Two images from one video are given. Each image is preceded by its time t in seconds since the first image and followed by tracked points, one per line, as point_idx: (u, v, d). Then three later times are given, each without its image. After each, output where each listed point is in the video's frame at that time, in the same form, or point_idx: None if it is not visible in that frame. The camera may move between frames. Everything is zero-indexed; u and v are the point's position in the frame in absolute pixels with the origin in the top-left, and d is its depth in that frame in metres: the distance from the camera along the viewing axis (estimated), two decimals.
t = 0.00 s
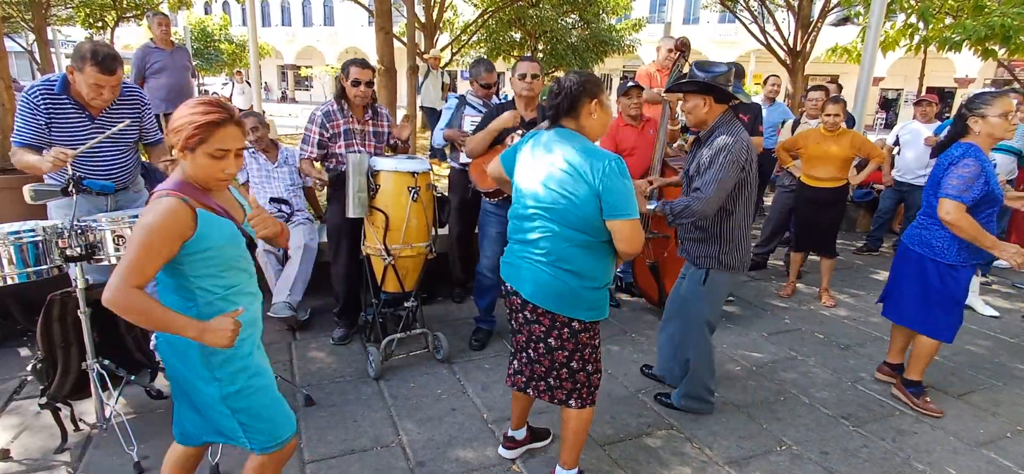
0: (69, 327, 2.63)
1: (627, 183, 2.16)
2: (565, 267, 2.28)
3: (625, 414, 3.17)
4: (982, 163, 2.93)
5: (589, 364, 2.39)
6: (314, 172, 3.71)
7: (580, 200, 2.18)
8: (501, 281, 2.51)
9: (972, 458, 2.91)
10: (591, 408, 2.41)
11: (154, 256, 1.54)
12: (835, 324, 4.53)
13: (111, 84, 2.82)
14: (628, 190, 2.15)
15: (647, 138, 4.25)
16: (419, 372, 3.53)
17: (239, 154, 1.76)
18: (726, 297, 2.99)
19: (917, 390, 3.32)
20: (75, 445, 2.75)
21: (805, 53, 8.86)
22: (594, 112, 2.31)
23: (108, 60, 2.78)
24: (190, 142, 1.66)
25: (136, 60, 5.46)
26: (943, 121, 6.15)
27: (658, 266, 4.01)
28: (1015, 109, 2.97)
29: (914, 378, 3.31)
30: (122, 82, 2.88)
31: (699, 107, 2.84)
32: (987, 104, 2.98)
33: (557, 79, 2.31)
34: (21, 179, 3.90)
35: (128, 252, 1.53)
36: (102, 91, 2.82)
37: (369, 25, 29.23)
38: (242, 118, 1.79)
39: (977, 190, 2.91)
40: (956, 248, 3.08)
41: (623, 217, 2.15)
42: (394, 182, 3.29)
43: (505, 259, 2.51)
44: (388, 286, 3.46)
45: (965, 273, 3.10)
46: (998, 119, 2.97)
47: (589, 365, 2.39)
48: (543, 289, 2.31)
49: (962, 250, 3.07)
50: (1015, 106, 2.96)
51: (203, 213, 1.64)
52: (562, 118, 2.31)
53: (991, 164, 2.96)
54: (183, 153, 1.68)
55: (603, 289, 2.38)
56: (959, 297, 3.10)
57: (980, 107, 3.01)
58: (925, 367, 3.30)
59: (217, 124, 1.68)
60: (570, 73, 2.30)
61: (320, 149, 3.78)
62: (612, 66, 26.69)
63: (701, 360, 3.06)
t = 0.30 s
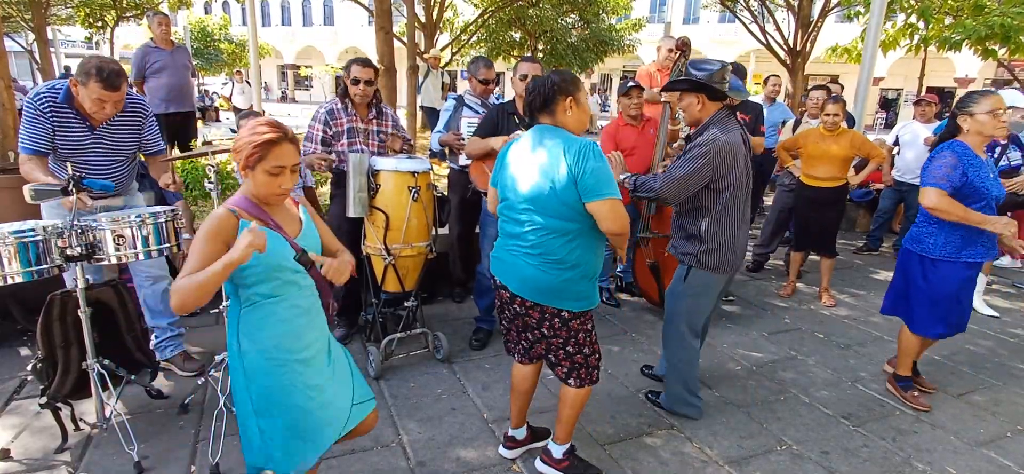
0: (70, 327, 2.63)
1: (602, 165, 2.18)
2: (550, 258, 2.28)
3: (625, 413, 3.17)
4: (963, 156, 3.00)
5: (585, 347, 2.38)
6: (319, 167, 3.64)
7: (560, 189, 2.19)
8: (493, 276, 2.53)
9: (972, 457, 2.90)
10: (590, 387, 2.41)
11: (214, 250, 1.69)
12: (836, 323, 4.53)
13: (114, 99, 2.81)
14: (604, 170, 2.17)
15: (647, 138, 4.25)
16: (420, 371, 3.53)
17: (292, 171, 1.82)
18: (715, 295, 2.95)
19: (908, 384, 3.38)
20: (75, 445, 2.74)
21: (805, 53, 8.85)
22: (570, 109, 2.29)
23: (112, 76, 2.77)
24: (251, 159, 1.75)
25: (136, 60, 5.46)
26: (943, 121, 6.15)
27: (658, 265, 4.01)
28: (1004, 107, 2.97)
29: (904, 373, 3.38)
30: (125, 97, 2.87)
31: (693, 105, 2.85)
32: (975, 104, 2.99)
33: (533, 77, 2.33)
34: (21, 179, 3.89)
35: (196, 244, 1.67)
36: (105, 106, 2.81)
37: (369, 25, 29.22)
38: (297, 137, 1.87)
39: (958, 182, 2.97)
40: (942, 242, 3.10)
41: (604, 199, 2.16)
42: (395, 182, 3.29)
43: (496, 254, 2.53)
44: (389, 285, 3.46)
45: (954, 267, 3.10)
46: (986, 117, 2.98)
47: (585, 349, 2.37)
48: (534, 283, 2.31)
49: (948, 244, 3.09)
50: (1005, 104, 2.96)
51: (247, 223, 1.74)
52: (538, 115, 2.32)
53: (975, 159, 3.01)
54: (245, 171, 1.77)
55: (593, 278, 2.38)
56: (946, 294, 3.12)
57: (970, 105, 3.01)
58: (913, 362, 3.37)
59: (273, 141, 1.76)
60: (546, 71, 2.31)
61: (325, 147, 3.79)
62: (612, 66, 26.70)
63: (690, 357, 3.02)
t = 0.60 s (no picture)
0: (69, 327, 2.63)
1: (592, 170, 2.13)
2: (544, 259, 2.29)
3: (625, 413, 3.17)
4: (952, 155, 3.04)
5: (576, 351, 2.39)
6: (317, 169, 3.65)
7: (549, 192, 2.19)
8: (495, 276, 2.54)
9: (972, 457, 2.90)
10: (579, 395, 2.42)
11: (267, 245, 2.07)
12: (836, 324, 4.52)
13: (114, 93, 2.81)
14: (593, 175, 2.12)
15: (647, 138, 4.26)
16: (420, 371, 3.53)
17: (336, 155, 1.98)
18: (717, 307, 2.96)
19: (909, 384, 3.38)
20: (75, 444, 2.74)
21: (805, 53, 8.85)
22: (571, 113, 2.28)
23: (110, 71, 2.78)
24: (297, 145, 1.96)
25: (136, 60, 5.46)
26: (943, 121, 6.14)
27: (657, 266, 4.01)
28: (1004, 106, 2.95)
29: (903, 372, 3.40)
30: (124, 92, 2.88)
31: (700, 107, 2.83)
32: (976, 103, 2.99)
33: (536, 79, 2.32)
34: (21, 178, 3.89)
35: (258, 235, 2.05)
36: (105, 101, 2.81)
37: (369, 24, 29.21)
38: (342, 125, 2.02)
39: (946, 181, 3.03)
40: (926, 235, 3.16)
41: (589, 204, 2.11)
42: (395, 181, 3.29)
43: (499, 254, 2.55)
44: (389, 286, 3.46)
45: (938, 260, 3.12)
46: (984, 116, 2.97)
47: (575, 353, 2.39)
48: (527, 283, 2.33)
49: (931, 237, 3.13)
50: (1005, 103, 2.95)
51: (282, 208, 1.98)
52: (539, 117, 2.31)
53: (968, 158, 3.03)
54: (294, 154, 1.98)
55: (589, 280, 2.37)
56: (933, 281, 3.14)
57: (970, 104, 3.01)
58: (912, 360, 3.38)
59: (313, 129, 1.93)
60: (548, 73, 2.30)
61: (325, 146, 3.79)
62: (612, 66, 26.72)
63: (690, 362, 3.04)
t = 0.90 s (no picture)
0: (70, 327, 2.63)
1: (584, 173, 2.13)
2: (537, 262, 2.30)
3: (625, 413, 3.17)
4: (949, 157, 3.06)
5: (576, 350, 2.38)
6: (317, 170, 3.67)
7: (541, 194, 2.19)
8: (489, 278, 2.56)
9: (972, 458, 2.91)
10: (587, 389, 2.40)
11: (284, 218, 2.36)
12: (836, 324, 4.52)
13: (111, 84, 2.82)
14: (585, 178, 2.12)
15: (648, 138, 4.27)
16: (420, 371, 3.54)
17: (322, 145, 2.09)
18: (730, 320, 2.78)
19: (931, 389, 3.30)
20: (76, 445, 2.75)
21: (805, 53, 8.84)
22: (565, 115, 2.27)
23: (106, 62, 2.79)
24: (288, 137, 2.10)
25: (137, 61, 5.47)
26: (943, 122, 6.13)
27: (658, 266, 4.00)
28: (1005, 109, 2.96)
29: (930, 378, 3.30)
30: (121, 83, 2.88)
31: (710, 108, 2.71)
32: (977, 104, 2.99)
33: (530, 82, 2.31)
34: (21, 179, 3.89)
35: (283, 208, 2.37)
36: (102, 92, 2.81)
37: (369, 24, 29.20)
38: (331, 111, 2.12)
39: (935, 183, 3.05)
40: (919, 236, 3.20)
41: (578, 207, 2.11)
42: (394, 182, 3.29)
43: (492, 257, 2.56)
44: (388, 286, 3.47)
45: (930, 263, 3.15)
46: (985, 118, 2.97)
47: (576, 351, 2.38)
48: (521, 285, 2.34)
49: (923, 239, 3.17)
50: (1007, 105, 2.94)
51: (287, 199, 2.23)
52: (534, 120, 2.30)
53: (966, 160, 3.03)
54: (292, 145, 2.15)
55: (583, 284, 2.37)
56: (928, 286, 3.17)
57: (971, 106, 3.02)
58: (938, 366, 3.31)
59: (298, 118, 2.06)
60: (543, 77, 2.29)
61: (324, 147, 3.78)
62: (612, 66, 26.75)
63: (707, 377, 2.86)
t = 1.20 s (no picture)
0: (70, 328, 2.63)
1: (587, 171, 2.11)
2: (543, 264, 2.29)
3: (624, 413, 3.17)
4: (938, 155, 3.08)
5: (576, 359, 2.38)
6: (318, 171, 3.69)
7: (546, 195, 2.19)
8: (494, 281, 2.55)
9: (971, 457, 2.91)
10: (580, 402, 2.41)
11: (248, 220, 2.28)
12: (835, 324, 4.52)
13: (110, 81, 2.83)
14: (589, 176, 2.11)
15: (647, 138, 4.26)
16: (419, 372, 3.54)
17: (282, 149, 2.00)
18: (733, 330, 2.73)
19: (891, 373, 3.49)
20: (75, 445, 2.75)
21: (805, 53, 8.83)
22: (573, 114, 2.27)
23: (105, 57, 2.80)
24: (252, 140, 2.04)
25: (137, 61, 5.47)
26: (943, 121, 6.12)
27: (657, 265, 4.02)
28: (997, 109, 2.94)
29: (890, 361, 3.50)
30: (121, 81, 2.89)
31: (716, 114, 2.70)
32: (970, 104, 3.00)
33: (538, 79, 2.31)
34: (20, 179, 3.89)
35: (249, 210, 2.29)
36: (100, 89, 2.82)
37: (369, 24, 29.19)
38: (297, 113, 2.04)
39: (923, 179, 3.10)
40: (911, 233, 3.22)
41: (583, 207, 2.10)
42: (394, 182, 3.30)
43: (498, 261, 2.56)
44: (388, 286, 3.47)
45: (922, 259, 3.17)
46: (976, 117, 2.98)
47: (576, 360, 2.38)
48: (526, 287, 2.33)
49: (916, 235, 3.19)
50: (998, 104, 2.94)
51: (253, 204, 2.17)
52: (540, 118, 2.30)
53: (956, 159, 3.04)
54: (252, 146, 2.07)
55: (590, 285, 2.36)
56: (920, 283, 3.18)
57: (963, 105, 3.03)
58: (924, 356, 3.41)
59: (260, 119, 2.00)
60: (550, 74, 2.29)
61: (324, 148, 3.79)
62: (612, 66, 26.76)
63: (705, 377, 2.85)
